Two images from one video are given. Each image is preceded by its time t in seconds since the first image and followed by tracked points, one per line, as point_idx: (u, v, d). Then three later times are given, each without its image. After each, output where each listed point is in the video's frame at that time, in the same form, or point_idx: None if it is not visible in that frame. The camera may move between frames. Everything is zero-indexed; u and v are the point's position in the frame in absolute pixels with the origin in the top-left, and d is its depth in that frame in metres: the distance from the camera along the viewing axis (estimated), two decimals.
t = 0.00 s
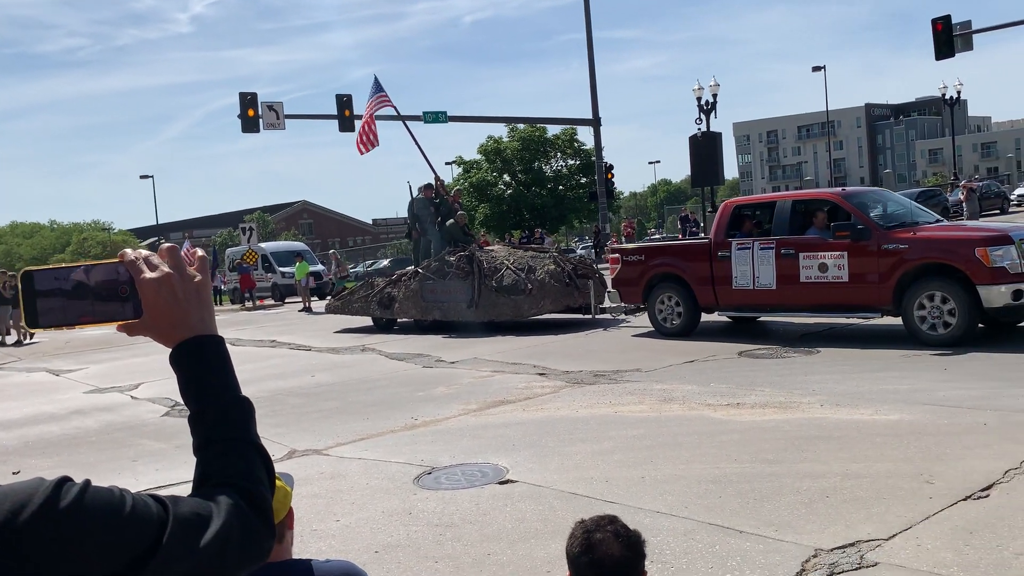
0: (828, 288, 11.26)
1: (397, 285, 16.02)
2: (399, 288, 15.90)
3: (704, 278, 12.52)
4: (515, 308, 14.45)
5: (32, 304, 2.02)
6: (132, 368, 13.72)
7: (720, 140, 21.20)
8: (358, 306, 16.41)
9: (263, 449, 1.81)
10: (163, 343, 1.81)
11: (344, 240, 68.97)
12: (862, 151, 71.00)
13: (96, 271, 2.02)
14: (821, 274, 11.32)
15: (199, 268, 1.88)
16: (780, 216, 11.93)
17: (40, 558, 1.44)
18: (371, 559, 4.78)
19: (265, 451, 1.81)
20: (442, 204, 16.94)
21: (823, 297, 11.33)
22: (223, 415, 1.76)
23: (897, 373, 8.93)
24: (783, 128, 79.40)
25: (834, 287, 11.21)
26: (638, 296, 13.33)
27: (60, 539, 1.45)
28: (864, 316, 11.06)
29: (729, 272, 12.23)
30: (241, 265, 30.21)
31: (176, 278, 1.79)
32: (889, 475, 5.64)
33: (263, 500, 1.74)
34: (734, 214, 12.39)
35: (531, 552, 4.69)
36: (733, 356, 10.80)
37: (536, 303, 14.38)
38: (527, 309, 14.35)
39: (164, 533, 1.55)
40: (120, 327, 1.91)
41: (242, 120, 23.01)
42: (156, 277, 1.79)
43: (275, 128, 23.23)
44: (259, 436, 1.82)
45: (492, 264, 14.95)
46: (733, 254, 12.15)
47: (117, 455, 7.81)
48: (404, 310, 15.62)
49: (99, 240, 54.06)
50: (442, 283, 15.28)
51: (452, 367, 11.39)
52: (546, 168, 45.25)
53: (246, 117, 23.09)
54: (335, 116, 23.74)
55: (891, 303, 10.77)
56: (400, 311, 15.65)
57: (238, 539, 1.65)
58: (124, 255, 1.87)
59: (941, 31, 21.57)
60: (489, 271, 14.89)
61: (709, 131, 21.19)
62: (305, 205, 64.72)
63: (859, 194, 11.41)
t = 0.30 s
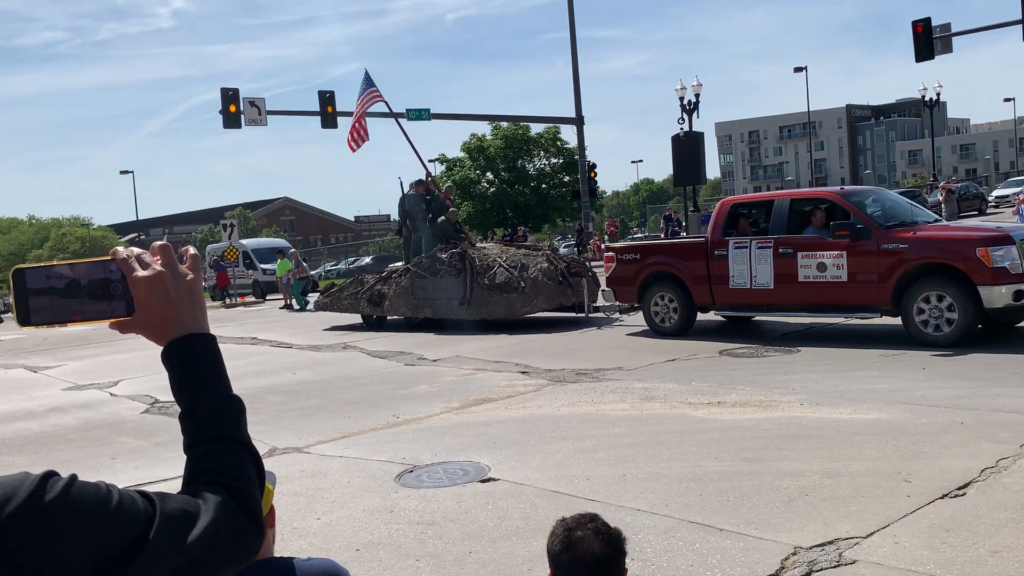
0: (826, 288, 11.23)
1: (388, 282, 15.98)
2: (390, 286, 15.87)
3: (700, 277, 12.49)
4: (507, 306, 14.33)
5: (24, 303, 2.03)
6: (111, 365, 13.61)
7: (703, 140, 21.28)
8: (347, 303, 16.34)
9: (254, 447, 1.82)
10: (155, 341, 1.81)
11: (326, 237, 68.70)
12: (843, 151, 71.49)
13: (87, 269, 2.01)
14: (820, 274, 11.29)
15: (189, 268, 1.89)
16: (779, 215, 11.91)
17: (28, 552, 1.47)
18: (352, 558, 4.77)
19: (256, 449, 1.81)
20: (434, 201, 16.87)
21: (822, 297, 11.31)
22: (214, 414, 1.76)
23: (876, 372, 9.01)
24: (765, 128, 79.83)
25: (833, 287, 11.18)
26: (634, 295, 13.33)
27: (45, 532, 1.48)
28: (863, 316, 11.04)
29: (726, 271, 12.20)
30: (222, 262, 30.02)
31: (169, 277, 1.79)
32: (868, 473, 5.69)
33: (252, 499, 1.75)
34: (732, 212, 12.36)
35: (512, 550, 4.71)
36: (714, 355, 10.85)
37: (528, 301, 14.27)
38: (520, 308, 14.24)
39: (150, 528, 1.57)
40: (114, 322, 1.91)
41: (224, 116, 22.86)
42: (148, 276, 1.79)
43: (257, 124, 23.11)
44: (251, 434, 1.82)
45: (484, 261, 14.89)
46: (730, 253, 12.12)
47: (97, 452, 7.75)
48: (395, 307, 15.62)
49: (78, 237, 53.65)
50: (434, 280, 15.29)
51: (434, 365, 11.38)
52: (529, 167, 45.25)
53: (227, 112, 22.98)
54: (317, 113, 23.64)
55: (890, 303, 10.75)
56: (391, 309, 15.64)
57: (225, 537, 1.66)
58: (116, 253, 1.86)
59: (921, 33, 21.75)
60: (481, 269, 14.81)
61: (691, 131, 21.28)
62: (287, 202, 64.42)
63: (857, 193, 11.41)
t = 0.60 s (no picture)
0: (831, 288, 11.21)
1: (384, 280, 15.91)
2: (386, 284, 15.80)
3: (702, 276, 12.45)
4: (505, 304, 14.30)
5: (27, 313, 1.99)
6: (96, 362, 13.51)
7: (691, 140, 21.32)
8: (342, 301, 16.30)
9: (255, 457, 1.87)
10: (159, 351, 1.86)
11: (313, 235, 68.42)
12: (829, 152, 71.78)
13: (89, 279, 1.99)
14: (824, 274, 11.28)
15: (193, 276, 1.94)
16: (783, 214, 11.87)
17: (27, 548, 1.53)
18: (339, 556, 4.76)
19: (257, 460, 1.86)
20: (431, 198, 16.85)
21: (826, 297, 11.29)
22: (215, 426, 1.81)
23: (861, 372, 9.07)
24: (753, 128, 80.08)
25: (837, 287, 11.17)
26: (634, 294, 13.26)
27: (42, 529, 1.53)
28: (869, 316, 11.02)
29: (729, 270, 12.16)
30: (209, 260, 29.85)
31: (171, 286, 1.85)
32: (853, 472, 5.72)
33: (251, 509, 1.81)
34: (734, 211, 12.31)
35: (498, 548, 4.71)
36: (701, 354, 10.89)
37: (526, 300, 14.23)
38: (518, 306, 14.20)
39: (146, 532, 1.62)
40: (115, 334, 1.92)
41: (211, 112, 22.75)
42: (151, 286, 1.85)
43: (244, 121, 23.01)
44: (253, 445, 1.87)
45: (481, 260, 14.84)
46: (733, 252, 12.08)
47: (81, 451, 7.70)
48: (390, 305, 15.54)
49: (62, 234, 53.23)
50: (431, 278, 15.24)
51: (421, 363, 11.36)
52: (518, 165, 45.17)
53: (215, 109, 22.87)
54: (305, 110, 23.54)
55: (896, 303, 10.74)
56: (387, 306, 15.57)
57: (222, 546, 1.71)
58: (119, 263, 1.92)
59: (908, 34, 21.87)
60: (479, 267, 14.79)
61: (679, 130, 21.33)
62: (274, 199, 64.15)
63: (862, 192, 11.40)
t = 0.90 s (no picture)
0: (843, 284, 11.18)
1: (386, 276, 15.87)
2: (387, 279, 15.77)
3: (710, 272, 12.41)
4: (508, 300, 14.31)
5: (30, 319, 1.97)
6: (88, 358, 13.47)
7: (684, 136, 21.34)
8: (343, 297, 16.29)
9: (258, 467, 1.86)
10: (162, 358, 1.86)
11: (306, 231, 68.27)
12: (822, 149, 71.91)
13: (92, 285, 1.97)
14: (835, 270, 11.24)
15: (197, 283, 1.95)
16: (793, 209, 11.84)
17: (22, 542, 1.53)
18: (332, 551, 4.76)
19: (259, 470, 1.85)
20: (431, 193, 16.63)
21: (837, 293, 11.26)
22: (215, 433, 1.80)
23: (853, 368, 9.10)
24: (746, 125, 80.18)
25: (849, 283, 11.14)
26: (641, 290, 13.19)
27: (31, 526, 1.53)
28: (883, 312, 10.98)
29: (739, 266, 12.11)
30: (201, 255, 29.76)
31: (174, 292, 1.85)
32: (846, 467, 5.74)
33: (252, 518, 1.79)
34: (743, 206, 12.27)
35: (492, 543, 4.71)
36: (694, 350, 10.92)
37: (530, 295, 14.24)
38: (521, 302, 14.22)
39: (137, 533, 1.61)
40: (116, 340, 1.92)
41: (203, 108, 22.67)
42: (153, 292, 1.85)
43: (237, 117, 22.95)
44: (255, 454, 1.86)
45: (484, 255, 14.82)
46: (743, 248, 12.04)
47: (73, 446, 7.68)
48: (391, 301, 15.49)
49: (54, 229, 53.00)
50: (432, 274, 15.24)
51: (415, 359, 11.36)
52: (511, 161, 45.14)
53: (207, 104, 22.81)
54: (298, 106, 23.48)
55: (909, 300, 10.69)
56: (387, 302, 15.51)
57: (220, 554, 1.69)
58: (122, 270, 1.91)
59: (900, 31, 21.93)
60: (482, 262, 14.78)
61: (673, 126, 21.35)
62: (267, 195, 63.97)
63: (873, 187, 11.38)
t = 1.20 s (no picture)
0: (854, 276, 11.06)
1: (388, 270, 15.85)
2: (389, 274, 15.75)
3: (719, 265, 12.28)
4: (512, 293, 14.25)
5: (13, 317, 1.96)
6: (81, 352, 13.43)
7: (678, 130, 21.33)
8: (344, 291, 16.26)
9: (245, 471, 1.81)
10: (146, 357, 1.82)
11: (299, 225, 68.11)
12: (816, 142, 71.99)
13: (76, 283, 1.96)
14: (848, 262, 11.11)
15: (183, 280, 1.90)
16: (805, 201, 11.69)
17: None
18: (326, 545, 4.76)
19: (246, 474, 1.81)
20: (434, 185, 16.61)
21: (849, 286, 11.14)
22: (202, 434, 1.76)
23: (846, 360, 9.12)
24: (738, 118, 80.27)
25: (862, 276, 11.02)
26: (648, 283, 13.01)
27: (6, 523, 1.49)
28: (897, 305, 10.86)
29: (749, 258, 11.97)
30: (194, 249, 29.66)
31: (159, 290, 1.81)
32: (839, 459, 5.76)
33: (237, 523, 1.74)
34: (753, 197, 12.10)
35: (486, 536, 4.72)
36: (687, 343, 10.93)
37: (535, 289, 14.19)
38: (527, 296, 14.16)
39: (114, 533, 1.56)
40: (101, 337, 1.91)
41: (195, 101, 22.58)
42: (138, 290, 1.80)
43: (230, 110, 22.87)
44: (242, 458, 1.82)
45: (488, 248, 14.75)
46: (753, 240, 11.90)
47: (66, 441, 7.65)
48: (394, 295, 15.50)
49: (46, 224, 52.74)
50: (434, 268, 15.22)
51: (409, 353, 11.35)
52: (505, 155, 45.10)
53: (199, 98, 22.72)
54: (291, 99, 23.40)
55: (924, 292, 10.58)
56: (390, 296, 15.52)
57: (201, 557, 1.65)
58: (106, 266, 1.87)
59: (893, 24, 21.93)
60: (486, 256, 14.69)
61: (666, 120, 21.34)
62: (260, 188, 63.78)
63: (886, 177, 11.25)
